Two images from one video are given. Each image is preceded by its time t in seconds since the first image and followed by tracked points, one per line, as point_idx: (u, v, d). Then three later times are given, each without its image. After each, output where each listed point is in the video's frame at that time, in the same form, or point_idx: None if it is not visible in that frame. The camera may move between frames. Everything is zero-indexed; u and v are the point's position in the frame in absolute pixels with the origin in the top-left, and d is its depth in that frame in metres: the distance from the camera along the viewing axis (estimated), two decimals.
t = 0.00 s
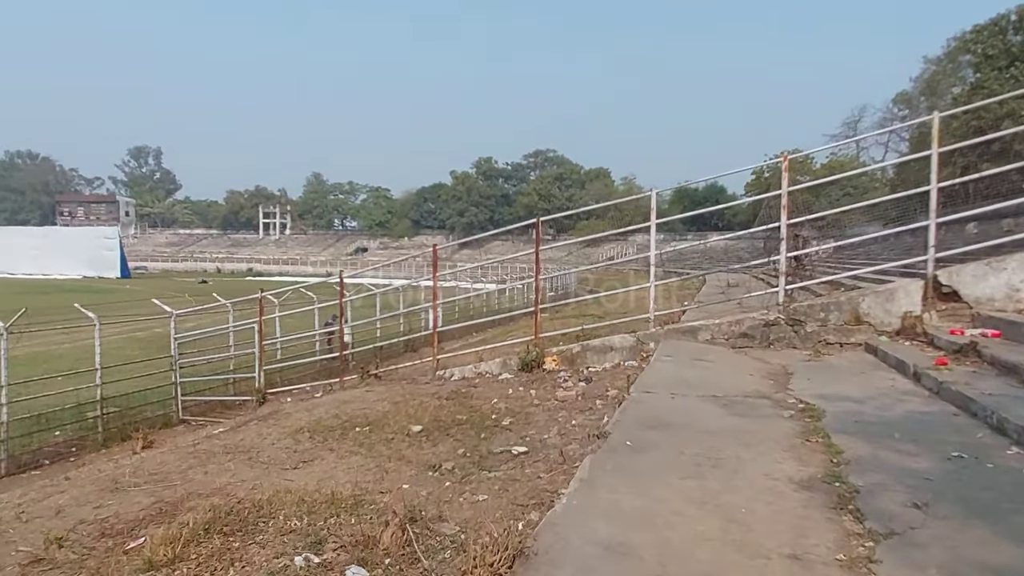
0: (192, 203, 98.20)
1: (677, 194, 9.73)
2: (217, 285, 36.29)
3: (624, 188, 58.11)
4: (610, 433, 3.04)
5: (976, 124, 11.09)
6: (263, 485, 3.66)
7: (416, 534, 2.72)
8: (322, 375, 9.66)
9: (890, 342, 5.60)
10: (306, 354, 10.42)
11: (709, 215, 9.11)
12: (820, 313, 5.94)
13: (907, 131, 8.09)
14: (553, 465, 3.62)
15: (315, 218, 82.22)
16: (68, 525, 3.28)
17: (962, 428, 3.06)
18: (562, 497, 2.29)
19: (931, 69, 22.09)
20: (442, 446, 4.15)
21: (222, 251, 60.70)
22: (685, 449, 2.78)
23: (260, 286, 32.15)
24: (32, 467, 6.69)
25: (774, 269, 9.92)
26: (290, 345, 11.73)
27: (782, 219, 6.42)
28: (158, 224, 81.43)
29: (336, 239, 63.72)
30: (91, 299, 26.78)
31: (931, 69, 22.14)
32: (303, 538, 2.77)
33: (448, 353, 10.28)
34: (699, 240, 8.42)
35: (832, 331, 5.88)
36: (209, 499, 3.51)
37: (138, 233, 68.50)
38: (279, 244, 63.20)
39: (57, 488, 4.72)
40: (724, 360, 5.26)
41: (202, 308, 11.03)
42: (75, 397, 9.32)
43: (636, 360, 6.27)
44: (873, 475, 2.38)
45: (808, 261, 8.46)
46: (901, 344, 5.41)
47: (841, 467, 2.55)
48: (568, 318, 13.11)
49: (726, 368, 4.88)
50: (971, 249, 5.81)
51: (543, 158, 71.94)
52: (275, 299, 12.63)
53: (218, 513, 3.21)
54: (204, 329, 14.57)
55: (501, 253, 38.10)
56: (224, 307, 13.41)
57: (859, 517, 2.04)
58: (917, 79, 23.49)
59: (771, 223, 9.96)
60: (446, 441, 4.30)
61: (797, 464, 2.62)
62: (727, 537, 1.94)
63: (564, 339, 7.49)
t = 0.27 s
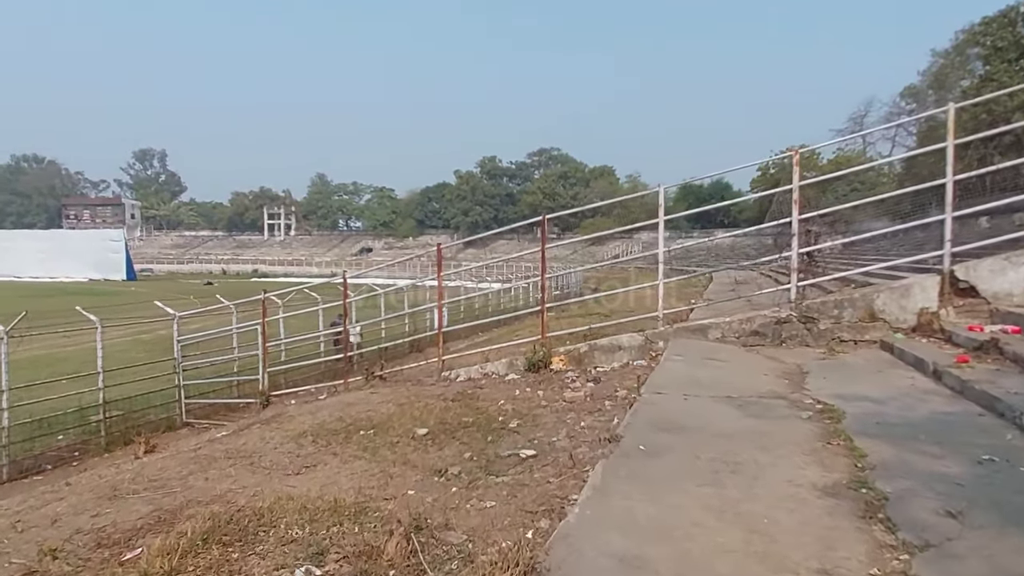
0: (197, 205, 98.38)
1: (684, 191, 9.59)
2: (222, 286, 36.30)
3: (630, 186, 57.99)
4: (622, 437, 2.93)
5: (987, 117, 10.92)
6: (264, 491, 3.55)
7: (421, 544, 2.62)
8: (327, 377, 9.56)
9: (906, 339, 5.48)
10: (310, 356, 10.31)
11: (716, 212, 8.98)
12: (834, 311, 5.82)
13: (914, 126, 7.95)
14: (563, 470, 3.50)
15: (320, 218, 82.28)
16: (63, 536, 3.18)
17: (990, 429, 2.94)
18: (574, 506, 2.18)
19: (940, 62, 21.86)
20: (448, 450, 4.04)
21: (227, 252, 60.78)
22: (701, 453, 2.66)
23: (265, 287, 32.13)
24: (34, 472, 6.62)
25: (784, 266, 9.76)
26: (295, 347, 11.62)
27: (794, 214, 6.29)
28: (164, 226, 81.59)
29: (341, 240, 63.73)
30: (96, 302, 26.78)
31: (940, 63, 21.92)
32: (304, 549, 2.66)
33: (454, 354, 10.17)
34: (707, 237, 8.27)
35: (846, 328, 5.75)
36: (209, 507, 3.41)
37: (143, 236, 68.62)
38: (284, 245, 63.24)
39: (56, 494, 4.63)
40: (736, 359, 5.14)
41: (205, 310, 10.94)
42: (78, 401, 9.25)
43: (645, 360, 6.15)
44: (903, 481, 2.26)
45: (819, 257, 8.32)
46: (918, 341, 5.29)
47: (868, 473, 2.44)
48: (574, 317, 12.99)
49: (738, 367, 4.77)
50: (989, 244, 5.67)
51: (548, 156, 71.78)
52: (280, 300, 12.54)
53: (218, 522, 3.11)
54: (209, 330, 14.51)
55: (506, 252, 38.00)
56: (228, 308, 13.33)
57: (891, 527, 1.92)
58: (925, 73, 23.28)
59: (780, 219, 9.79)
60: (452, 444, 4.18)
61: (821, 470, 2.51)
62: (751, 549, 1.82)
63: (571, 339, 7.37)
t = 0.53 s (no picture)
0: (200, 206, 98.45)
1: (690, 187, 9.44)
2: (226, 288, 36.27)
3: (633, 183, 57.85)
4: (634, 445, 2.82)
5: (996, 110, 10.77)
6: (264, 502, 3.45)
7: (427, 559, 2.51)
8: (330, 379, 9.45)
9: (922, 337, 5.37)
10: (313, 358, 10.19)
11: (722, 209, 8.85)
12: (846, 309, 5.70)
13: (919, 122, 7.81)
14: (572, 477, 3.39)
15: (323, 219, 82.28)
16: (56, 552, 3.07)
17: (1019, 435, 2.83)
18: (587, 522, 2.07)
19: (946, 56, 21.67)
20: (453, 457, 3.93)
21: (230, 254, 60.78)
22: (718, 463, 2.55)
23: (268, 288, 32.07)
24: (34, 479, 6.53)
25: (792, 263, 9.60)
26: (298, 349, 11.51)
27: (805, 211, 6.17)
28: (167, 228, 81.61)
29: (344, 240, 63.69)
30: (99, 305, 26.71)
31: (945, 56, 21.76)
32: (305, 565, 2.55)
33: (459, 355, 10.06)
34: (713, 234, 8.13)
35: (859, 327, 5.64)
36: (208, 518, 3.30)
37: (147, 238, 68.64)
38: (287, 245, 63.19)
39: (54, 503, 4.53)
40: (748, 359, 5.02)
41: (207, 313, 10.85)
42: (79, 405, 9.17)
43: (654, 360, 6.03)
44: (935, 495, 2.16)
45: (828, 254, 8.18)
46: (935, 340, 5.17)
47: (896, 485, 2.33)
48: (580, 317, 12.86)
49: (750, 368, 4.66)
50: (1005, 240, 5.55)
51: (550, 154, 71.66)
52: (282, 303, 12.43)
53: (216, 535, 3.00)
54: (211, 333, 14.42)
55: (509, 250, 37.90)
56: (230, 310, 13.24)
57: (926, 545, 1.82)
58: (931, 66, 23.10)
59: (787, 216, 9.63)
60: (457, 451, 4.07)
61: (846, 482, 2.40)
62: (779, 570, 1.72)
63: (577, 339, 7.24)
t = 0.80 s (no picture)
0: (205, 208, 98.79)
1: (696, 182, 9.29)
2: (231, 289, 36.24)
3: (637, 178, 57.68)
4: (644, 449, 2.72)
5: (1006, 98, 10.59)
6: (263, 509, 3.35)
7: (429, 571, 2.43)
8: (335, 380, 9.35)
9: (935, 332, 5.26)
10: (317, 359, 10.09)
11: (728, 203, 8.72)
12: (858, 304, 5.57)
13: (924, 114, 7.67)
14: (580, 481, 3.29)
15: (327, 219, 82.28)
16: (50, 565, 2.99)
17: None
18: (596, 534, 1.98)
19: (953, 45, 21.49)
20: (458, 460, 3.84)
21: (235, 254, 60.85)
22: (732, 468, 2.46)
23: (273, 289, 32.08)
24: (36, 485, 6.47)
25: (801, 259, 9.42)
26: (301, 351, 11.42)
27: (814, 204, 6.05)
28: (172, 230, 81.68)
29: (349, 240, 63.73)
30: (104, 308, 26.74)
31: (952, 45, 21.55)
32: None
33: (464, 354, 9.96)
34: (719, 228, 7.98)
35: (871, 322, 5.53)
36: (206, 527, 3.21)
37: (152, 240, 68.81)
38: (291, 246, 63.24)
39: (53, 511, 4.46)
40: (758, 357, 4.92)
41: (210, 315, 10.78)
42: (83, 409, 9.12)
43: (661, 358, 5.93)
44: (962, 501, 2.06)
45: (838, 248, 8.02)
46: (949, 334, 5.06)
47: (920, 491, 2.23)
48: (585, 314, 12.75)
49: (761, 366, 4.56)
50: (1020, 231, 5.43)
51: (554, 151, 71.51)
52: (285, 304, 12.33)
53: (213, 545, 2.92)
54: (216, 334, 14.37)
55: (514, 248, 37.82)
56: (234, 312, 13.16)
57: (957, 556, 1.72)
58: (937, 56, 22.87)
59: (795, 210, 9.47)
60: (462, 454, 3.98)
61: (867, 488, 2.30)
62: None
63: (582, 337, 7.13)
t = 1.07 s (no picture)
0: (216, 210, 99.30)
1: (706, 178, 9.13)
2: (242, 291, 36.33)
3: (647, 176, 57.47)
4: (652, 453, 2.61)
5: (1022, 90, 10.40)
6: (262, 516, 3.27)
7: None
8: (342, 382, 9.26)
9: (954, 329, 5.13)
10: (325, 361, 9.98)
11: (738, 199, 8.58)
12: (873, 300, 5.43)
13: (937, 107, 7.51)
14: (588, 485, 3.18)
15: (338, 220, 82.48)
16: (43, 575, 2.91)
17: None
18: (602, 546, 1.88)
19: (966, 37, 21.22)
20: (462, 464, 3.74)
21: (246, 257, 61.09)
22: (745, 474, 2.35)
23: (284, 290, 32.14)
24: (42, 489, 6.43)
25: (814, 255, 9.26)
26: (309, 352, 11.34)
27: (828, 198, 5.91)
28: (183, 233, 82.00)
29: (359, 241, 63.87)
30: (116, 311, 26.85)
31: (965, 38, 21.28)
32: None
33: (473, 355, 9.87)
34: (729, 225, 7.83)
35: (888, 319, 5.40)
36: (204, 535, 3.13)
37: (164, 242, 69.19)
38: (302, 247, 63.43)
39: (54, 517, 4.40)
40: (771, 356, 4.79)
41: (217, 317, 10.74)
42: (91, 413, 9.09)
43: (672, 357, 5.82)
44: (991, 509, 1.95)
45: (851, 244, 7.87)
46: (969, 331, 4.93)
47: (945, 498, 2.13)
48: (595, 314, 12.62)
49: (774, 365, 4.44)
50: None
51: (563, 150, 71.35)
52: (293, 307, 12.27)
53: (210, 554, 2.83)
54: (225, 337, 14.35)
55: (524, 247, 37.72)
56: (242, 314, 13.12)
57: (989, 570, 1.62)
58: (950, 49, 22.59)
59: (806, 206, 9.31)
60: (467, 458, 3.88)
61: (889, 494, 2.20)
62: None
63: (591, 337, 7.01)
